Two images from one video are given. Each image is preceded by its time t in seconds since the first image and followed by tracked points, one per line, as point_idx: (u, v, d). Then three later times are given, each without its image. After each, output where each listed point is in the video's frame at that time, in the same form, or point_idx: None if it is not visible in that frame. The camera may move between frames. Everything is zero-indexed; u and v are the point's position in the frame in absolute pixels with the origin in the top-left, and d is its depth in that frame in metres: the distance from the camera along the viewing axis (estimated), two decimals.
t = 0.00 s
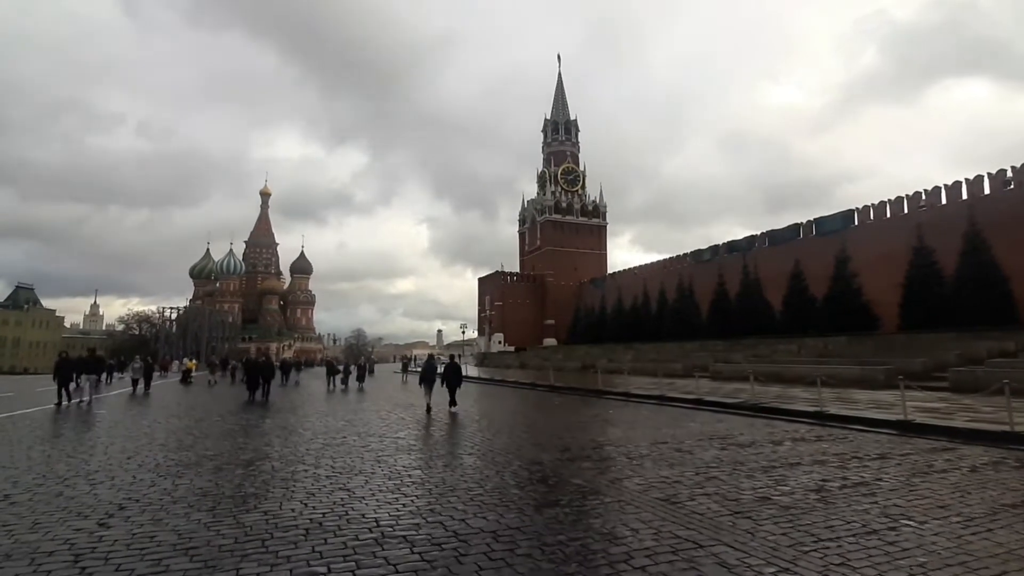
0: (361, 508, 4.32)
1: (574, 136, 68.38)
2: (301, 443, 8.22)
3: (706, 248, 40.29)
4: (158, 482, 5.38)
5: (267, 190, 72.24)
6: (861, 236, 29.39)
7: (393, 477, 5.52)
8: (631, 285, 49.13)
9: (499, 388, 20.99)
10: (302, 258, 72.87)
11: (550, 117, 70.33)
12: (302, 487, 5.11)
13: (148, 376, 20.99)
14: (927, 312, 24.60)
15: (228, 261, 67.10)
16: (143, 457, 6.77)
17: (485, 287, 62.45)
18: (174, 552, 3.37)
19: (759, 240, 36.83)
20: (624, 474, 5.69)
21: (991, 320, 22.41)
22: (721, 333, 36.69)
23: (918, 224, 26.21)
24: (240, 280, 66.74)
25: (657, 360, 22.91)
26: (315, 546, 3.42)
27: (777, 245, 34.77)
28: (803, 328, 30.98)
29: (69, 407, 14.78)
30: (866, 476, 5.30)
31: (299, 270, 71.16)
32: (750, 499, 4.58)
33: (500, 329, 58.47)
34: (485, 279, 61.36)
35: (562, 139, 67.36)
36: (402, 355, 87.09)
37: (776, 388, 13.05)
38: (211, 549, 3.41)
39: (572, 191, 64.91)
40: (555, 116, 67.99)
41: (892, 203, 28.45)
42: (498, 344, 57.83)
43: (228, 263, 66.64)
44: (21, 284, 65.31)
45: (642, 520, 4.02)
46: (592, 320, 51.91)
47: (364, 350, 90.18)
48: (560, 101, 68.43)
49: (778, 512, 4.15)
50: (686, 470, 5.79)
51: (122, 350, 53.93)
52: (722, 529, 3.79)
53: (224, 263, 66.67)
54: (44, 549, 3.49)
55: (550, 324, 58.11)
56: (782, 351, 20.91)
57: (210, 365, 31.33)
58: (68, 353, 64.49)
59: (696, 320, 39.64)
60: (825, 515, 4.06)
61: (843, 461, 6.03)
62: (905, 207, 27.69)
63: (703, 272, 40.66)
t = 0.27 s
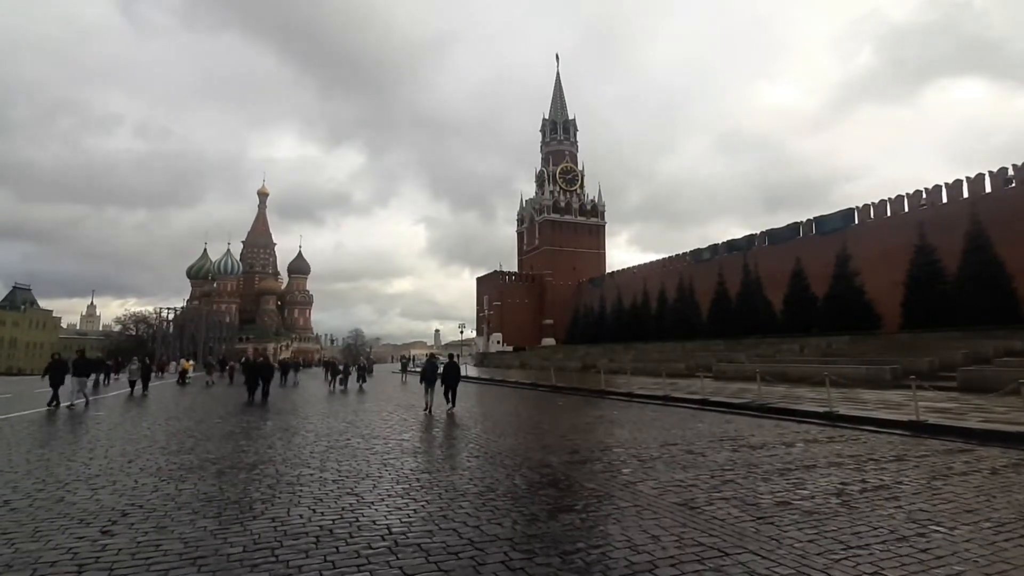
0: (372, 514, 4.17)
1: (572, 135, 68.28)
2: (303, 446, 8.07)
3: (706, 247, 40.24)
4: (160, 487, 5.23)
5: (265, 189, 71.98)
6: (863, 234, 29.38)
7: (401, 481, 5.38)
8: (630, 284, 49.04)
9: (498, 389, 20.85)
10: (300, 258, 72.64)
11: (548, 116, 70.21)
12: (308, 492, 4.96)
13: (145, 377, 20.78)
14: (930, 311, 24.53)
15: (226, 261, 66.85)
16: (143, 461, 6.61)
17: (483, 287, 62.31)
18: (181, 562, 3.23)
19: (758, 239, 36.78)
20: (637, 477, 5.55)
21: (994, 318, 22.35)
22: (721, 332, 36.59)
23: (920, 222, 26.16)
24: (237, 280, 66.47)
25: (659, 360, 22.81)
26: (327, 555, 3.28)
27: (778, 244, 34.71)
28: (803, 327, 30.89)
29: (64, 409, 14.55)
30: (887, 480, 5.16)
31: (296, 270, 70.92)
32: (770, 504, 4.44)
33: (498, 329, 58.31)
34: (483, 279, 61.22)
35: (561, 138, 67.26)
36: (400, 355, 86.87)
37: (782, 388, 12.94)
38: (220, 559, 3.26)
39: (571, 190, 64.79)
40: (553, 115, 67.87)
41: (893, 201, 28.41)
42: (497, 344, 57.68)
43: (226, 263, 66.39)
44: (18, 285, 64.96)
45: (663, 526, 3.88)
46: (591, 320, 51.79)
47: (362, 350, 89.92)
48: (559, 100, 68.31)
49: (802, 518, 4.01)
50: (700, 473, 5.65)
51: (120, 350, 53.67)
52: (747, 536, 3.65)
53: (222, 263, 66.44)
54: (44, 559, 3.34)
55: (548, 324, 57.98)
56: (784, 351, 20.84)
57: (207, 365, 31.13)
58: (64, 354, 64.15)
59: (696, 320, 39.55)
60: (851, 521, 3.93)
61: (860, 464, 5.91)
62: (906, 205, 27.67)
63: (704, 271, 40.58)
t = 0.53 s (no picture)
0: (380, 518, 4.04)
1: (570, 135, 68.20)
2: (304, 447, 7.93)
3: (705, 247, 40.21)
4: (161, 490, 5.09)
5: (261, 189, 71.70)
6: (862, 234, 29.38)
7: (407, 483, 5.25)
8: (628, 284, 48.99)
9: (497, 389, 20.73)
10: (297, 258, 72.39)
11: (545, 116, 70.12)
12: (312, 495, 4.82)
13: (142, 378, 20.58)
14: (930, 310, 24.50)
15: (222, 261, 66.56)
16: (142, 463, 6.45)
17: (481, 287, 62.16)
18: (185, 569, 3.09)
19: (757, 239, 36.76)
20: (648, 479, 5.42)
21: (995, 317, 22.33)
22: (719, 332, 36.53)
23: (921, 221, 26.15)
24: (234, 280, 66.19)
25: (658, 360, 22.72)
26: (336, 561, 3.14)
27: (777, 243, 34.70)
28: (803, 327, 30.84)
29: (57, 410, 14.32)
30: (903, 482, 5.05)
31: (293, 270, 70.64)
32: (787, 506, 4.33)
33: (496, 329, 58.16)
34: (481, 279, 61.09)
35: (558, 138, 67.16)
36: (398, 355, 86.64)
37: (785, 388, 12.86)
38: (226, 565, 3.13)
39: (568, 190, 64.69)
40: (551, 114, 67.79)
41: (893, 200, 28.41)
42: (494, 344, 57.55)
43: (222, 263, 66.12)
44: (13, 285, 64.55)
45: (680, 530, 3.76)
46: (589, 320, 51.69)
47: (359, 350, 89.65)
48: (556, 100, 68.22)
49: (823, 522, 3.89)
50: (712, 475, 5.53)
51: (116, 351, 53.37)
52: (768, 540, 3.53)
53: (219, 263, 66.16)
54: (43, 566, 3.20)
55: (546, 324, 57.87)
56: (785, 350, 20.78)
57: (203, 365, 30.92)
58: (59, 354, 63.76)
59: (694, 320, 39.49)
60: (873, 524, 3.81)
61: (874, 465, 5.80)
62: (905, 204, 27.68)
63: (702, 271, 40.54)
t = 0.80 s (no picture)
0: (386, 524, 3.88)
1: (566, 135, 68.13)
2: (303, 449, 7.76)
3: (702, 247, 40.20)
4: (159, 494, 4.92)
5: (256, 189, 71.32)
6: (860, 233, 29.40)
7: (412, 487, 5.09)
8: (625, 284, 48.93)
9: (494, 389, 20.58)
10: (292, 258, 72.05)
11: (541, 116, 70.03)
12: (314, 499, 4.66)
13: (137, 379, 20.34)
14: (929, 310, 24.51)
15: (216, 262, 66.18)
16: (139, 466, 6.27)
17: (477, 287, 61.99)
18: None
19: (754, 239, 36.78)
20: (658, 482, 5.29)
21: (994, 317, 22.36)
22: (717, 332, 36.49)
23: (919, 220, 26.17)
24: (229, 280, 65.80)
25: (657, 360, 22.63)
26: (344, 571, 2.99)
27: (775, 243, 34.72)
28: (801, 327, 30.82)
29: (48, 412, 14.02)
30: (920, 484, 4.93)
31: (288, 271, 70.28)
32: (805, 510, 4.20)
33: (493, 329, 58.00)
34: (477, 279, 60.94)
35: (555, 138, 67.08)
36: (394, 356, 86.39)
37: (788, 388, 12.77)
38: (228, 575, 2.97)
39: (565, 190, 64.61)
40: (547, 115, 67.70)
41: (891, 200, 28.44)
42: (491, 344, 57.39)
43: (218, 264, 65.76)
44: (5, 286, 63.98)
45: (697, 535, 3.63)
46: (587, 320, 51.59)
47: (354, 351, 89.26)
48: (552, 100, 68.13)
49: (842, 526, 3.77)
50: (723, 477, 5.39)
51: (110, 352, 52.97)
52: (791, 547, 3.39)
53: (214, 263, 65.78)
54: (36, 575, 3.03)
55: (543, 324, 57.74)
56: (784, 350, 20.74)
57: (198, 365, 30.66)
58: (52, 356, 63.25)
59: (692, 320, 39.45)
60: (897, 529, 3.69)
61: (887, 466, 5.68)
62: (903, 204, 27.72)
63: (700, 271, 40.53)
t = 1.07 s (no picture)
0: (390, 535, 3.78)
1: (561, 135, 68.10)
2: (300, 454, 7.62)
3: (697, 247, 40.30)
4: (152, 504, 4.78)
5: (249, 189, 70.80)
6: (854, 233, 29.52)
7: (414, 494, 4.99)
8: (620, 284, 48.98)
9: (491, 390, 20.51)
10: (286, 258, 71.59)
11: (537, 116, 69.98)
12: (314, 508, 4.55)
13: (127, 381, 20.05)
14: (923, 309, 24.64)
15: (209, 262, 65.65)
16: (127, 474, 6.10)
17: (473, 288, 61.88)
18: None
19: (749, 239, 36.90)
20: (667, 486, 5.21)
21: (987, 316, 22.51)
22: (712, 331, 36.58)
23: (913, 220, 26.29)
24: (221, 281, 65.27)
25: (655, 360, 22.62)
26: None
27: (769, 243, 34.84)
28: (797, 326, 30.94)
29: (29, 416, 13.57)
30: (931, 486, 4.89)
31: (282, 271, 69.82)
32: (819, 514, 4.14)
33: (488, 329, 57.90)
34: (473, 279, 60.83)
35: (550, 138, 67.02)
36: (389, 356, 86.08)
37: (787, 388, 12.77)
38: None
39: (560, 190, 64.58)
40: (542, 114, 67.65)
41: (885, 200, 28.57)
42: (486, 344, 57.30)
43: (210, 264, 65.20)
44: None
45: (713, 544, 3.55)
46: (582, 320, 51.61)
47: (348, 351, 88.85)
48: (547, 99, 68.07)
49: (860, 531, 3.70)
50: (732, 480, 5.32)
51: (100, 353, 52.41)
52: (809, 554, 3.32)
53: (206, 263, 65.22)
54: None
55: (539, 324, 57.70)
56: (780, 350, 20.79)
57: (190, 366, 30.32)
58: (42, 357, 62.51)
59: (688, 319, 39.53)
60: (915, 534, 3.63)
61: (895, 468, 5.64)
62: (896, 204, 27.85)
63: (695, 270, 40.60)
